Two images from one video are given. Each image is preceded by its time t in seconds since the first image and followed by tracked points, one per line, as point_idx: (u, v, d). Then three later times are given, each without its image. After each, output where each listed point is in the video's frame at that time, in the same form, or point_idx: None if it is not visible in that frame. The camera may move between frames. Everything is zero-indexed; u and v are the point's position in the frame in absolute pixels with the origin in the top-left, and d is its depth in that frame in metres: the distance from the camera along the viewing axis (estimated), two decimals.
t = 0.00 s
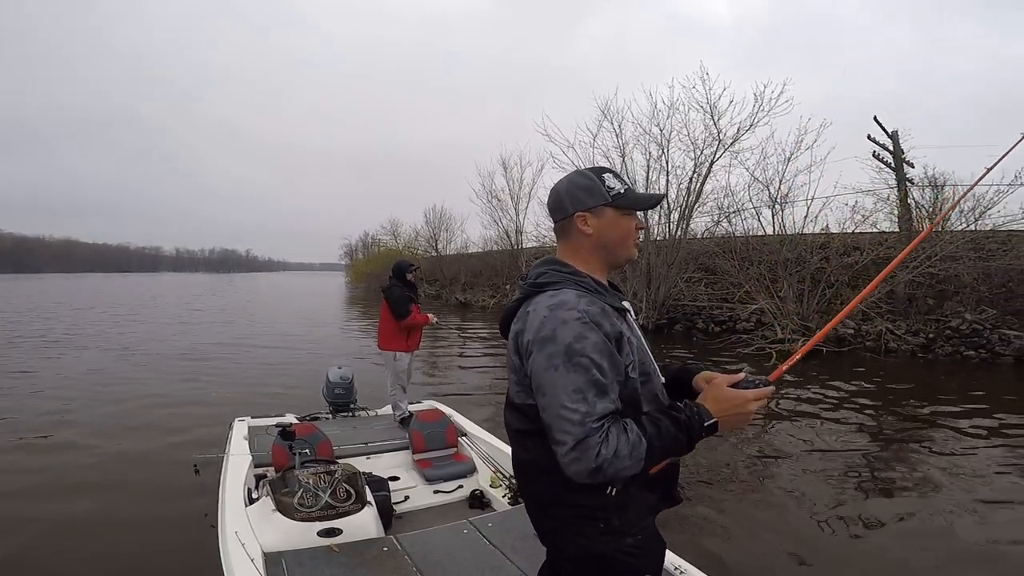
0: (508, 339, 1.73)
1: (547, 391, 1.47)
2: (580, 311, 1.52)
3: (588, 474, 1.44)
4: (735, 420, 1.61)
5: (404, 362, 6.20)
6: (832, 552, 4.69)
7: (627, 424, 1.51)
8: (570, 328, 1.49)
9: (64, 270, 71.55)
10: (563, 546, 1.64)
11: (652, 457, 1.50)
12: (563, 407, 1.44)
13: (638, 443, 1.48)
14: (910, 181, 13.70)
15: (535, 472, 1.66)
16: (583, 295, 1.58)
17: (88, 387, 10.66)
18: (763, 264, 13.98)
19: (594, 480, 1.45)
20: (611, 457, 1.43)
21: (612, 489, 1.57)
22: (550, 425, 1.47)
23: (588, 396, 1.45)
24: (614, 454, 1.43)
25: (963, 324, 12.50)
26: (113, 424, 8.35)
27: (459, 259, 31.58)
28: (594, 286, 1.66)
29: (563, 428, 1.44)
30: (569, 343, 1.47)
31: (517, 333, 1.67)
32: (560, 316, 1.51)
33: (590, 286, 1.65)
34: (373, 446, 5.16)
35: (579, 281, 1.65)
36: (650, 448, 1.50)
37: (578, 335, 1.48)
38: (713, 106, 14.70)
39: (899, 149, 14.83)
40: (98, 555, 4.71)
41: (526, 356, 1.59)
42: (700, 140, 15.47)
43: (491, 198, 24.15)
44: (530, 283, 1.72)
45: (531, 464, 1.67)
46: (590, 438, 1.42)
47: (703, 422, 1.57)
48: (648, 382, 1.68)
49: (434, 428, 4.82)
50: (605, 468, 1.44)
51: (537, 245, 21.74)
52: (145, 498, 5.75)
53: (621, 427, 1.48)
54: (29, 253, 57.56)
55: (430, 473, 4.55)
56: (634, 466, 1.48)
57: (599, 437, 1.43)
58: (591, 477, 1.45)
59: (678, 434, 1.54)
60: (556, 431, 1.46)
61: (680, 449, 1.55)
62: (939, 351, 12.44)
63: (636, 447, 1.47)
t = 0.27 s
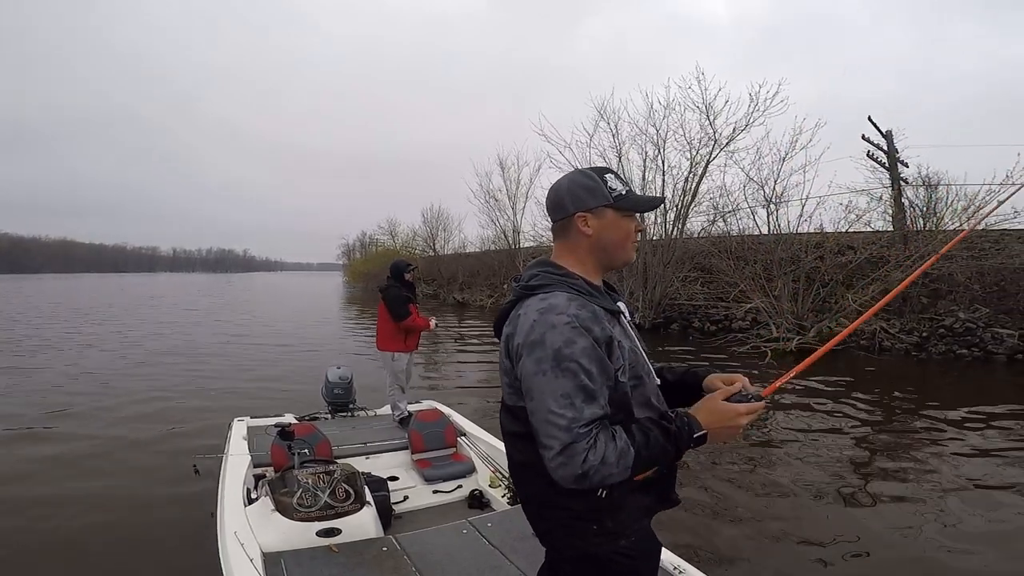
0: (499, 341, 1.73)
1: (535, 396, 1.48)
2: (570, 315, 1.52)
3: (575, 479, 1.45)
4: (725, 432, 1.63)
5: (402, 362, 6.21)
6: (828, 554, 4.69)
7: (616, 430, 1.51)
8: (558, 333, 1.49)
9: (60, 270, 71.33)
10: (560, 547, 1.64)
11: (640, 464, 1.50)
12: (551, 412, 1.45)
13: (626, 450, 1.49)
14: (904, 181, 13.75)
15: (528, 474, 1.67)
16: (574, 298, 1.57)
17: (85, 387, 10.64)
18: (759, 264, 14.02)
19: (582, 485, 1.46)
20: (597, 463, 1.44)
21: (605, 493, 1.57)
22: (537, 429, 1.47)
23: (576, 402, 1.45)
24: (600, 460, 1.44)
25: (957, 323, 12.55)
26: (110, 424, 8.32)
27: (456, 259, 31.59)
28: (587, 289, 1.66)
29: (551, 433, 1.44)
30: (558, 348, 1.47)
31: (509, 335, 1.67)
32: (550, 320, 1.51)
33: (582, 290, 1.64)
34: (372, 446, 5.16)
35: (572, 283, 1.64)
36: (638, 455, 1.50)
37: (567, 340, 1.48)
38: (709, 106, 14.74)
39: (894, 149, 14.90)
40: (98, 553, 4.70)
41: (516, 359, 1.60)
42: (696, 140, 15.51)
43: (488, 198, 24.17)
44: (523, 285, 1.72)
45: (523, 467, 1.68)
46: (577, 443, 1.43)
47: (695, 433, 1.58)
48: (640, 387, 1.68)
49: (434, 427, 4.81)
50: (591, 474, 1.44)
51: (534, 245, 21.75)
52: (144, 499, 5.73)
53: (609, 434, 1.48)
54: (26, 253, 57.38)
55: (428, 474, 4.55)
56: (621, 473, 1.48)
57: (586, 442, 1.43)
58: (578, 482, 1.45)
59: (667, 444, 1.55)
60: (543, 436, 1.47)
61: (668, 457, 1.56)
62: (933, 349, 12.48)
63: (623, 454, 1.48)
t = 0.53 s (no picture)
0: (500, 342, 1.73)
1: (537, 396, 1.48)
2: (570, 316, 1.52)
3: (580, 479, 1.44)
4: (732, 434, 1.62)
5: (402, 363, 6.21)
6: (829, 553, 4.67)
7: (620, 429, 1.51)
8: (559, 334, 1.49)
9: (59, 270, 71.12)
10: (559, 546, 1.64)
11: (645, 463, 1.50)
12: (554, 412, 1.45)
13: (631, 449, 1.48)
14: (899, 181, 13.81)
15: (530, 474, 1.66)
16: (574, 300, 1.58)
17: (83, 388, 10.63)
18: (754, 263, 14.06)
19: (587, 485, 1.46)
20: (602, 461, 1.44)
21: (604, 492, 1.57)
22: (541, 430, 1.47)
23: (579, 402, 1.45)
24: (605, 459, 1.44)
25: (950, 322, 12.60)
26: (109, 425, 8.32)
27: (454, 259, 31.61)
28: (587, 291, 1.66)
29: (554, 433, 1.44)
30: (559, 348, 1.47)
31: (510, 337, 1.67)
32: (550, 322, 1.51)
33: (582, 291, 1.64)
34: (371, 447, 5.16)
35: (571, 285, 1.65)
36: (643, 454, 1.50)
37: (568, 341, 1.48)
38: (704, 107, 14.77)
39: (888, 149, 14.96)
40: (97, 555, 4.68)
41: (517, 361, 1.60)
42: (693, 141, 15.54)
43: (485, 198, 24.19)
44: (523, 288, 1.73)
45: (525, 467, 1.68)
46: (582, 443, 1.43)
47: (701, 433, 1.58)
48: (639, 386, 1.68)
49: (433, 428, 4.81)
50: (597, 473, 1.44)
51: (531, 246, 21.77)
52: (143, 499, 5.72)
53: (613, 433, 1.48)
54: (25, 255, 57.19)
55: (427, 474, 4.55)
56: (627, 471, 1.48)
57: (590, 441, 1.43)
58: (584, 482, 1.45)
59: (671, 441, 1.54)
60: (547, 436, 1.47)
61: (673, 455, 1.55)
62: (927, 349, 12.52)
63: (628, 453, 1.47)
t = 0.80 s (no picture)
0: (503, 344, 1.73)
1: (545, 395, 1.47)
2: (574, 316, 1.52)
3: (590, 476, 1.44)
4: (734, 417, 1.60)
5: (403, 363, 6.20)
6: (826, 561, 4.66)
7: (627, 425, 1.51)
8: (564, 333, 1.49)
9: (57, 270, 70.96)
10: (561, 545, 1.64)
11: (653, 458, 1.50)
12: (561, 411, 1.44)
13: (638, 444, 1.48)
14: (894, 180, 13.85)
15: (534, 473, 1.66)
16: (576, 299, 1.58)
17: (81, 388, 10.61)
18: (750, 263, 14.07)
19: (597, 482, 1.45)
20: (612, 458, 1.43)
21: (607, 490, 1.57)
22: (549, 429, 1.47)
23: (586, 400, 1.45)
24: (615, 455, 1.43)
25: (944, 321, 12.65)
26: (107, 425, 8.31)
27: (452, 259, 31.62)
28: (589, 290, 1.66)
29: (563, 432, 1.44)
30: (565, 347, 1.48)
31: (513, 339, 1.67)
32: (555, 322, 1.51)
33: (584, 290, 1.65)
34: (370, 447, 5.16)
35: (573, 285, 1.65)
36: (651, 448, 1.50)
37: (573, 340, 1.48)
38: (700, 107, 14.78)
39: (883, 148, 15.01)
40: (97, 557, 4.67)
41: (521, 362, 1.60)
42: (689, 141, 15.56)
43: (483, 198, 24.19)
44: (524, 289, 1.73)
45: (531, 468, 1.67)
46: (590, 440, 1.42)
47: (703, 421, 1.56)
48: (642, 384, 1.68)
49: (432, 428, 4.80)
50: (606, 470, 1.43)
51: (528, 245, 21.78)
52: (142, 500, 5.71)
53: (621, 429, 1.48)
54: (23, 255, 57.04)
55: (427, 474, 4.55)
56: (636, 467, 1.47)
57: (599, 438, 1.43)
58: (593, 479, 1.44)
59: (677, 434, 1.54)
60: (555, 435, 1.46)
61: (680, 448, 1.55)
62: (921, 347, 12.56)
63: (636, 447, 1.47)
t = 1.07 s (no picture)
0: (504, 345, 1.73)
1: (548, 397, 1.47)
2: (574, 316, 1.52)
3: (595, 475, 1.43)
4: (733, 406, 1.59)
5: (403, 363, 6.20)
6: (826, 551, 4.66)
7: (629, 423, 1.50)
8: (565, 334, 1.49)
9: (56, 271, 70.77)
10: (563, 545, 1.64)
11: (657, 455, 1.50)
12: (564, 412, 1.44)
13: (642, 441, 1.48)
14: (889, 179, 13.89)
15: (536, 472, 1.66)
16: (577, 300, 1.58)
17: (79, 389, 10.60)
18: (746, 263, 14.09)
19: (603, 481, 1.45)
20: (616, 456, 1.43)
21: (609, 489, 1.57)
22: (554, 429, 1.46)
23: (589, 400, 1.45)
24: (620, 452, 1.43)
25: (939, 319, 12.70)
26: (105, 426, 8.29)
27: (450, 259, 31.62)
28: (588, 290, 1.66)
29: (566, 433, 1.44)
30: (567, 348, 1.48)
31: (513, 341, 1.67)
32: (556, 323, 1.51)
33: (584, 291, 1.65)
34: (369, 446, 5.16)
35: (573, 285, 1.65)
36: (654, 445, 1.50)
37: (575, 340, 1.48)
38: (696, 106, 14.79)
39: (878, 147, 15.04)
40: (97, 557, 4.66)
41: (523, 364, 1.60)
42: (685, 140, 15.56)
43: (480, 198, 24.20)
44: (523, 291, 1.73)
45: (533, 469, 1.67)
46: (594, 440, 1.42)
47: (703, 412, 1.55)
48: (643, 383, 1.68)
49: (431, 428, 4.80)
50: (612, 468, 1.43)
51: (526, 245, 21.78)
52: (141, 500, 5.70)
53: (624, 427, 1.48)
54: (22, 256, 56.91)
55: (426, 474, 4.54)
56: (640, 465, 1.47)
57: (603, 437, 1.43)
58: (599, 478, 1.44)
59: (680, 429, 1.54)
60: (558, 436, 1.46)
61: (682, 444, 1.55)
62: (916, 346, 12.60)
63: (640, 445, 1.47)
